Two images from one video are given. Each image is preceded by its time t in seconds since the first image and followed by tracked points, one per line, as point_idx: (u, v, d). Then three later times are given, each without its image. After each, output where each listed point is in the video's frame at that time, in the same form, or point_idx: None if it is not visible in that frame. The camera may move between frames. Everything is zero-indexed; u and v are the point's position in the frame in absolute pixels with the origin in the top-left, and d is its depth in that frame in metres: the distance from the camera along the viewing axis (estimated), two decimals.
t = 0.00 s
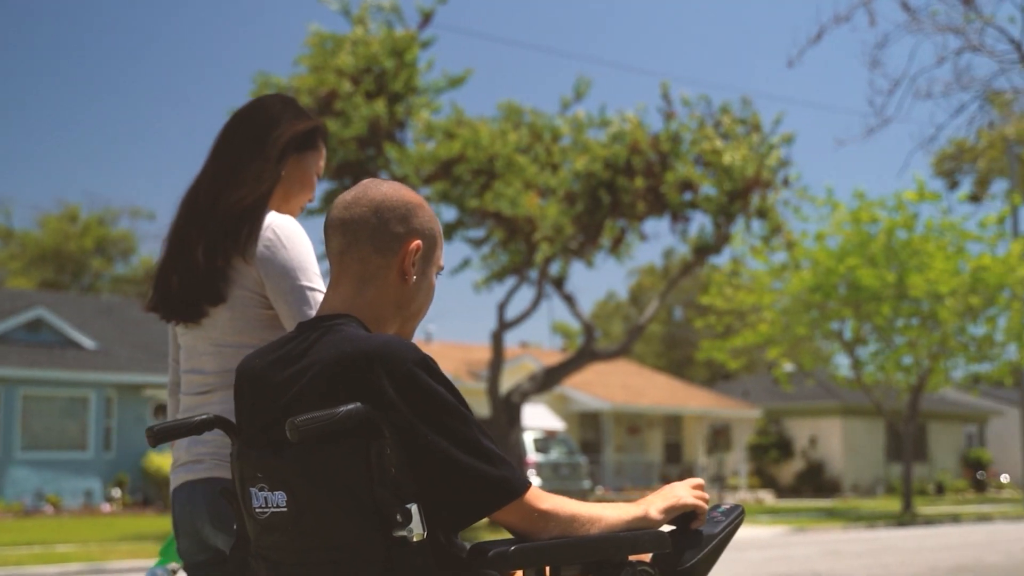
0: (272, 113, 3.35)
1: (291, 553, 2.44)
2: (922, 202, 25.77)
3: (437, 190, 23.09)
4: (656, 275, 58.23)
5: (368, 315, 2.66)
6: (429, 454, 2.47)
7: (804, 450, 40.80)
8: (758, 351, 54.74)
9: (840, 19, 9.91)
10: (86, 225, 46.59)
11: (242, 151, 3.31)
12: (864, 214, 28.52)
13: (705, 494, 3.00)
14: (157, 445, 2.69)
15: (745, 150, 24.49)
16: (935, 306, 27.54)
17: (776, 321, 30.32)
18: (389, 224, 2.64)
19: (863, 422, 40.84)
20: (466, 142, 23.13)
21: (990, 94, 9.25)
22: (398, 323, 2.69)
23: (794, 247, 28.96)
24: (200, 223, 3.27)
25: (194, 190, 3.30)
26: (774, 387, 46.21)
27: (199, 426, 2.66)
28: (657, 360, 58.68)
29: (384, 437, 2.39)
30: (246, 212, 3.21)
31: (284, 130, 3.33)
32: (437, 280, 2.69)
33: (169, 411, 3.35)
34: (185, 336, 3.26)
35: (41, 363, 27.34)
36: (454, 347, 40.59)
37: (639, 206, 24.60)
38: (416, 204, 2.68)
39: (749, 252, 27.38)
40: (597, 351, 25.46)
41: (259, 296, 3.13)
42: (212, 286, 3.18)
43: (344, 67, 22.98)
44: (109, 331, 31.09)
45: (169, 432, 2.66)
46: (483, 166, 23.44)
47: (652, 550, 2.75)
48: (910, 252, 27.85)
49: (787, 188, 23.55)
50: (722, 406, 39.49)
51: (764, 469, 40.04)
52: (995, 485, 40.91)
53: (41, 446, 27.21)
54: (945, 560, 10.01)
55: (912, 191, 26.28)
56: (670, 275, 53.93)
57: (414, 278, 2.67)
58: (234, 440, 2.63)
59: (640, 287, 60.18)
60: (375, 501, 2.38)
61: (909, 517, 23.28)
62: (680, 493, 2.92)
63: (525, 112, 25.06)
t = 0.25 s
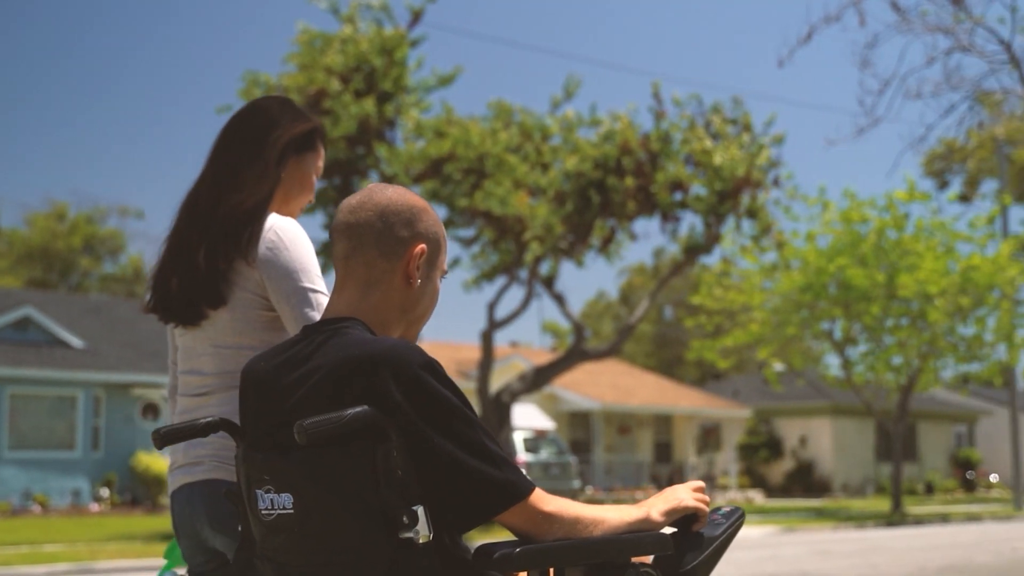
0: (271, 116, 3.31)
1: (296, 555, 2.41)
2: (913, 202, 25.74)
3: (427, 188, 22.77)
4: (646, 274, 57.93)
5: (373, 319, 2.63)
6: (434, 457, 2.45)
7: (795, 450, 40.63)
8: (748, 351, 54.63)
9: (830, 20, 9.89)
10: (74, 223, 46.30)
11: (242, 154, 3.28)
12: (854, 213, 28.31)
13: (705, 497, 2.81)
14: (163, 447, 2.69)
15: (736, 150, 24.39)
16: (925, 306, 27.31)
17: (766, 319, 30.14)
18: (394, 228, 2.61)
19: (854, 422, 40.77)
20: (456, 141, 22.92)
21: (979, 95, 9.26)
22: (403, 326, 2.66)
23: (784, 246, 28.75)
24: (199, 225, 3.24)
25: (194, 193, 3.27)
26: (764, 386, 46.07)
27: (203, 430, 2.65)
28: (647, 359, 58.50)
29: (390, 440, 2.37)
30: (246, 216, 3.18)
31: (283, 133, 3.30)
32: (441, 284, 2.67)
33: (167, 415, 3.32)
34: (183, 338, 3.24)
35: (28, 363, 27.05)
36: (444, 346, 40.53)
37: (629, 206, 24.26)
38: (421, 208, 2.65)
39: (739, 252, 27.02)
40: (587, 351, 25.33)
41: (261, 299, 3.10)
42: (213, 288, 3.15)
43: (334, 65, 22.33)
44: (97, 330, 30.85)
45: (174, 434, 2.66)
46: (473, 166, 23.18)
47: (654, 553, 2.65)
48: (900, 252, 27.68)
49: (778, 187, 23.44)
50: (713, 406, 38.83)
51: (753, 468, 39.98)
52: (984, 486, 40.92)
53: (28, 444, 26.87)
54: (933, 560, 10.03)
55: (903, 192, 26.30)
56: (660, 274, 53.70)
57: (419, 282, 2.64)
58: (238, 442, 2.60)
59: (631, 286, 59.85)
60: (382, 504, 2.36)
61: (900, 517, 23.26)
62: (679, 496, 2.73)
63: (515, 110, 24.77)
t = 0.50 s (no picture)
0: (270, 117, 3.26)
1: (303, 559, 2.38)
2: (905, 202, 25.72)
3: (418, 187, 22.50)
4: (638, 274, 57.72)
5: (378, 322, 2.59)
6: (440, 459, 2.42)
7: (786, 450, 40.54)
8: (739, 351, 54.54)
9: (820, 21, 9.90)
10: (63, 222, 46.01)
11: (241, 156, 3.23)
12: (846, 213, 28.16)
13: (708, 500, 2.78)
14: (168, 449, 2.65)
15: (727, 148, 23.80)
16: (916, 307, 27.15)
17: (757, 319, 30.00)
18: (398, 233, 2.58)
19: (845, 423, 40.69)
20: (446, 140, 22.64)
21: (969, 95, 9.27)
22: (407, 329, 2.63)
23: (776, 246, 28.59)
24: (199, 227, 3.20)
25: (194, 194, 3.23)
26: (755, 386, 45.84)
27: (208, 433, 2.61)
28: (638, 359, 58.34)
29: (397, 443, 2.34)
30: (247, 217, 3.14)
31: (282, 134, 3.25)
32: (446, 287, 2.63)
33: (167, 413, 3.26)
34: (182, 338, 3.20)
35: (16, 363, 26.89)
36: (434, 346, 40.43)
37: (620, 206, 23.90)
38: (426, 211, 2.61)
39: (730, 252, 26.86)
40: (578, 350, 25.23)
41: (261, 300, 3.07)
42: (214, 288, 3.11)
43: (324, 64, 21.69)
44: (85, 329, 30.62)
45: (179, 438, 2.61)
46: (464, 164, 22.96)
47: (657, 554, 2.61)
48: (890, 252, 27.59)
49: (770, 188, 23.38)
50: (704, 407, 38.64)
51: (744, 469, 39.93)
52: (974, 486, 40.91)
53: (16, 445, 26.71)
54: (924, 560, 10.05)
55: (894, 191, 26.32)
56: (650, 274, 53.55)
57: (424, 286, 2.61)
58: (243, 445, 2.57)
59: (621, 286, 59.66)
60: (390, 508, 2.33)
61: (891, 516, 23.47)
62: (684, 498, 2.71)
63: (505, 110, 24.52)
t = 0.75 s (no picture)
0: (268, 117, 3.26)
1: (308, 560, 2.36)
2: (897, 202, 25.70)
3: (409, 187, 22.31)
4: (630, 274, 57.58)
5: (384, 326, 2.58)
6: (448, 463, 2.38)
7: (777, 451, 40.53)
8: (730, 351, 54.44)
9: (812, 21, 9.91)
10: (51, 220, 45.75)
11: (241, 159, 3.22)
12: (837, 213, 28.11)
13: (711, 505, 2.79)
14: (176, 453, 2.68)
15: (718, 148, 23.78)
16: (907, 307, 27.10)
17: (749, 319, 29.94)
18: (404, 237, 2.56)
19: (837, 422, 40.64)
20: (437, 140, 22.51)
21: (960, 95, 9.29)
22: (413, 334, 2.61)
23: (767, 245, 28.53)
24: (199, 228, 3.18)
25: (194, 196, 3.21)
26: (746, 387, 45.69)
27: (215, 436, 2.63)
28: (629, 359, 58.20)
29: (403, 446, 2.31)
30: (247, 219, 3.12)
31: (282, 136, 3.24)
32: (451, 292, 2.62)
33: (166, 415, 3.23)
34: (179, 340, 3.16)
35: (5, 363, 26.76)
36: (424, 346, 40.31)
37: (612, 206, 23.86)
38: (430, 217, 2.60)
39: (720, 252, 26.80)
40: (569, 350, 25.16)
41: (262, 300, 3.04)
42: (213, 290, 3.08)
43: (314, 63, 21.37)
44: (73, 328, 30.45)
45: (186, 441, 2.65)
46: (455, 164, 22.79)
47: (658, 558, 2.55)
48: (881, 252, 27.57)
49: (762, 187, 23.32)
50: (696, 407, 38.60)
51: (735, 469, 39.88)
52: (964, 486, 40.92)
53: (4, 446, 26.59)
54: (915, 561, 10.06)
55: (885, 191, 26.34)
56: (642, 273, 53.42)
57: (429, 291, 2.59)
58: (249, 448, 2.55)
59: (613, 285, 59.54)
60: (397, 510, 2.31)
61: (882, 516, 23.61)
62: (685, 501, 2.75)
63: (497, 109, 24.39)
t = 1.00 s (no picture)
0: (266, 119, 3.21)
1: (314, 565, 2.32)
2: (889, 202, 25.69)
3: (400, 186, 22.19)
4: (621, 274, 57.50)
5: (390, 331, 2.56)
6: (455, 466, 2.35)
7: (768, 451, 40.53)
8: (722, 351, 54.29)
9: (804, 21, 9.90)
10: (40, 219, 45.45)
11: (238, 162, 3.17)
12: (829, 213, 28.10)
13: (713, 508, 2.72)
14: (184, 456, 2.69)
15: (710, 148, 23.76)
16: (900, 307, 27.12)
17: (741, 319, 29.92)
18: (410, 243, 2.54)
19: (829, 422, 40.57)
20: (429, 139, 22.41)
21: (951, 95, 9.31)
22: (420, 338, 2.58)
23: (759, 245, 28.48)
24: (197, 233, 3.13)
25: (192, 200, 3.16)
26: (738, 386, 45.53)
27: (221, 440, 2.63)
28: (621, 359, 58.01)
29: (411, 450, 2.28)
30: (247, 221, 3.07)
31: (279, 140, 3.19)
32: (457, 296, 2.59)
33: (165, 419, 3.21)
34: (179, 342, 3.13)
35: None
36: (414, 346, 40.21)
37: (603, 206, 23.81)
38: (436, 221, 2.58)
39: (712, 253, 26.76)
40: (560, 351, 25.10)
41: (262, 303, 3.00)
42: (213, 293, 3.04)
43: (303, 61, 21.22)
44: (61, 328, 30.24)
45: (195, 443, 2.65)
46: (446, 163, 22.69)
47: (662, 561, 2.55)
48: (874, 252, 27.55)
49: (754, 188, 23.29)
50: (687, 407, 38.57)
51: (727, 469, 39.81)
52: (955, 486, 40.96)
53: None
54: (907, 561, 10.07)
55: (878, 191, 26.34)
56: (634, 273, 53.32)
57: (436, 294, 2.56)
58: (254, 452, 2.51)
59: (604, 285, 59.45)
60: (403, 514, 2.27)
61: (874, 516, 23.68)
62: (687, 504, 2.68)
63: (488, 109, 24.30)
